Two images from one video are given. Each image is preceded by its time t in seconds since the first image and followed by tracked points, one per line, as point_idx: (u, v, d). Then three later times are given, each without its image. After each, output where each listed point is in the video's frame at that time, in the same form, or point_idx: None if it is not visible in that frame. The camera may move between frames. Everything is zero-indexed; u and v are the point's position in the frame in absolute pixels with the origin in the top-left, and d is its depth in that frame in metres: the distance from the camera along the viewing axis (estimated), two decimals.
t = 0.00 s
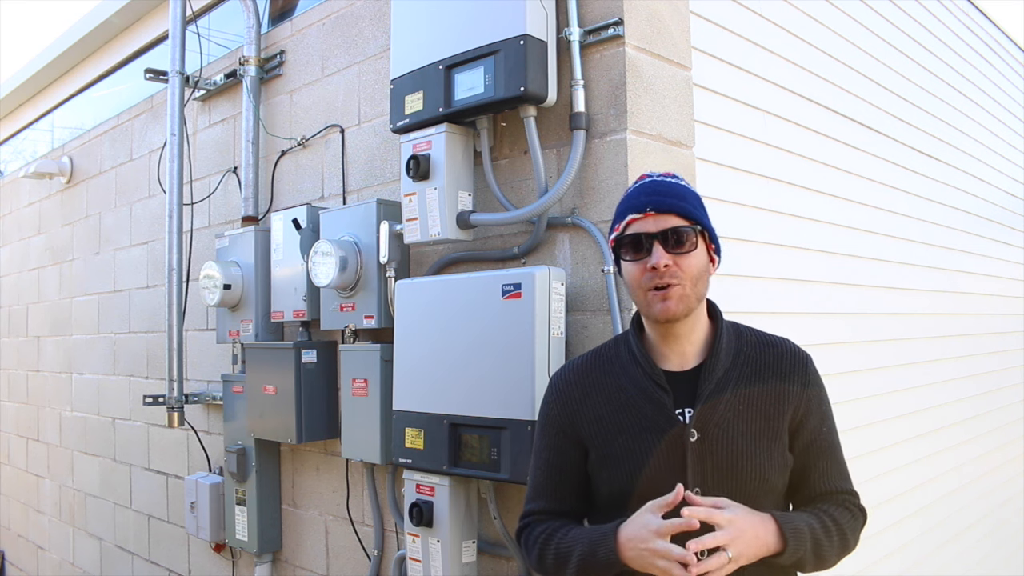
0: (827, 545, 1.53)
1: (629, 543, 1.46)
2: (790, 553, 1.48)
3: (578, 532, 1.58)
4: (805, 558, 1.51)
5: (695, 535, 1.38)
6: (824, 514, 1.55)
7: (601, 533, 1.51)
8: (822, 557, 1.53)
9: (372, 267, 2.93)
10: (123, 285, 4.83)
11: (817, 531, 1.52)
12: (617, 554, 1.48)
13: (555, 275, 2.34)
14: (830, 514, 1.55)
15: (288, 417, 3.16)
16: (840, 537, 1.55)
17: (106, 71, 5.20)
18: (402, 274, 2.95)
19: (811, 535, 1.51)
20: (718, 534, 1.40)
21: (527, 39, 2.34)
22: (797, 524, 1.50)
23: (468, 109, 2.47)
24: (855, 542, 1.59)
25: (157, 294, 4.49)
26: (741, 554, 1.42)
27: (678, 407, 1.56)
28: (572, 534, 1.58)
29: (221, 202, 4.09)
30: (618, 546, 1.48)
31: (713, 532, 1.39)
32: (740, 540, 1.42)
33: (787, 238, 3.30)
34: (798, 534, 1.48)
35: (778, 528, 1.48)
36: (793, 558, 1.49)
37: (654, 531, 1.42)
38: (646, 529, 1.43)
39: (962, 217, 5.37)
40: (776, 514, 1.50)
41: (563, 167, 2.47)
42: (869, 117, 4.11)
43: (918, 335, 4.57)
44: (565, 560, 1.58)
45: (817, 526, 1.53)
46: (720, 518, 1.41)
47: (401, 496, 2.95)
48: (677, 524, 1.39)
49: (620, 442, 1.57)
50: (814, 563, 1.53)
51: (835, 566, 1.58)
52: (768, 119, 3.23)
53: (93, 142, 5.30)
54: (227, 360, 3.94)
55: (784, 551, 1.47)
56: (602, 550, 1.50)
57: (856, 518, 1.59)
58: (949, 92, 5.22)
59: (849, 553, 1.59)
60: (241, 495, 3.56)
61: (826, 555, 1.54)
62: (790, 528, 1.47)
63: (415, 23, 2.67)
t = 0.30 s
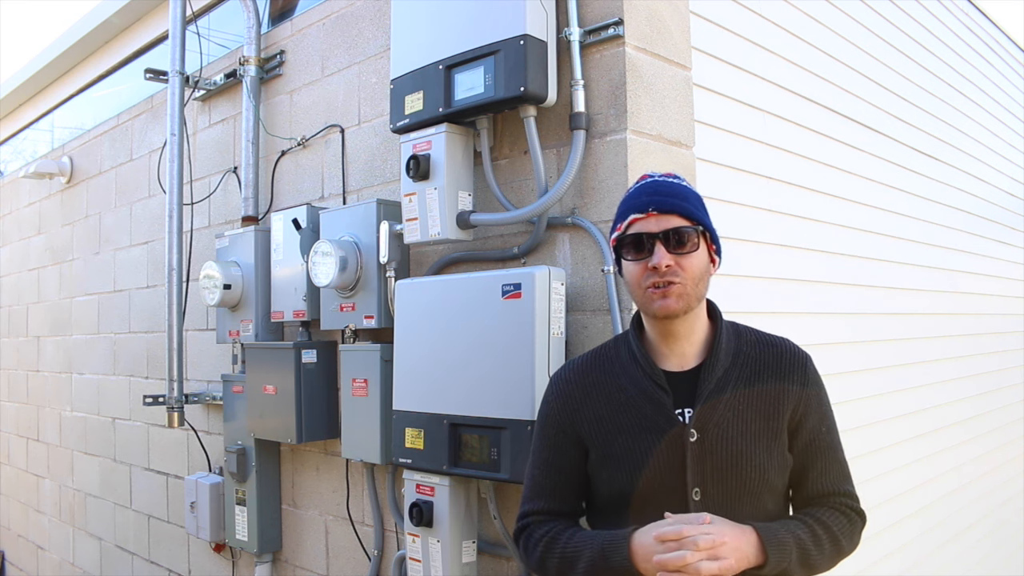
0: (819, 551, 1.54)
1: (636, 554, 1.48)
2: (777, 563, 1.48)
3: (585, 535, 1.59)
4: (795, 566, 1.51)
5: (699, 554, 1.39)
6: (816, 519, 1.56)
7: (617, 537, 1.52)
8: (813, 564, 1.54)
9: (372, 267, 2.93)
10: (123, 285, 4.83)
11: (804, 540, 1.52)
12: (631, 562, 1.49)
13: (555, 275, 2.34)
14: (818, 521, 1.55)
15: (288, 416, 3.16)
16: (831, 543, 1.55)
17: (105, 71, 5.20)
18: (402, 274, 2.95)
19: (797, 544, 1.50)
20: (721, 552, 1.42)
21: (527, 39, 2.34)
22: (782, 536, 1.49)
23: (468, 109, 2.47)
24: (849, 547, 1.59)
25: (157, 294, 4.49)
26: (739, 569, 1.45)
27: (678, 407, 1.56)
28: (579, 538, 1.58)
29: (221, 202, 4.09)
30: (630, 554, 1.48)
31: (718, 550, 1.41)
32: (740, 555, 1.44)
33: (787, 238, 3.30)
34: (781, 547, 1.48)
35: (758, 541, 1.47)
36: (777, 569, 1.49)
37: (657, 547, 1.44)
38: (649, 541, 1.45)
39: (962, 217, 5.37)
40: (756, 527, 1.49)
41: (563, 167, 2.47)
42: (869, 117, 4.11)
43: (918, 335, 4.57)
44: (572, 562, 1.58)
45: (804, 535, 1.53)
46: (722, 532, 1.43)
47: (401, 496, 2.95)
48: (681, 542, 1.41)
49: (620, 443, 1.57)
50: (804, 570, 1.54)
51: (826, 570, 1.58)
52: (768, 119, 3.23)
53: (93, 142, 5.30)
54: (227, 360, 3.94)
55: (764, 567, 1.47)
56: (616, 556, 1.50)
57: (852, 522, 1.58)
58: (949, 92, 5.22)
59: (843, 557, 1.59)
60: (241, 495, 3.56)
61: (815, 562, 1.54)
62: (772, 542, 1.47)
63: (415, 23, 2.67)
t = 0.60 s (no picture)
0: (817, 552, 1.54)
1: (636, 555, 1.48)
2: (775, 563, 1.48)
3: (586, 536, 1.58)
4: (794, 567, 1.51)
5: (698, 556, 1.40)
6: (816, 519, 1.56)
7: (618, 538, 1.52)
8: (812, 564, 1.54)
9: (372, 267, 2.93)
10: (123, 285, 4.83)
11: (803, 541, 1.52)
12: (632, 562, 1.49)
13: (555, 275, 2.34)
14: (815, 522, 1.55)
15: (288, 417, 3.16)
16: (829, 543, 1.55)
17: (105, 71, 5.20)
18: (402, 274, 2.95)
19: (795, 544, 1.50)
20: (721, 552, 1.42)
21: (527, 39, 2.34)
22: (781, 536, 1.49)
23: (468, 109, 2.47)
24: (849, 546, 1.59)
25: (157, 294, 4.49)
26: (739, 569, 1.45)
27: (678, 407, 1.56)
28: (581, 538, 1.58)
29: (221, 202, 4.09)
30: (631, 556, 1.49)
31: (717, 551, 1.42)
32: (739, 555, 1.44)
33: (787, 238, 3.30)
34: (780, 548, 1.48)
35: (757, 542, 1.47)
36: (776, 569, 1.49)
37: (658, 549, 1.43)
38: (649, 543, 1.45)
39: (962, 217, 5.37)
40: (757, 529, 1.49)
41: (563, 167, 2.47)
42: (869, 117, 4.11)
43: (918, 335, 4.57)
44: (573, 563, 1.58)
45: (803, 536, 1.52)
46: (722, 533, 1.43)
47: (401, 496, 2.95)
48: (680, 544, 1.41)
49: (620, 443, 1.57)
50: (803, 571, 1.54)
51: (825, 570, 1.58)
52: (768, 119, 3.23)
53: (93, 142, 5.30)
54: (227, 360, 3.94)
55: (763, 566, 1.48)
56: (617, 557, 1.50)
57: (851, 522, 1.58)
58: (949, 92, 5.22)
59: (842, 557, 1.59)
60: (241, 495, 3.56)
61: (814, 562, 1.54)
62: (771, 543, 1.47)
63: (415, 23, 2.67)
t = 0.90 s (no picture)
0: (816, 552, 1.54)
1: (636, 554, 1.48)
2: (776, 564, 1.48)
3: (587, 536, 1.58)
4: (794, 568, 1.51)
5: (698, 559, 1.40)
6: (816, 520, 1.56)
7: (618, 538, 1.52)
8: (811, 564, 1.53)
9: (372, 267, 2.93)
10: (123, 285, 4.83)
11: (803, 542, 1.52)
12: (632, 563, 1.49)
13: (555, 275, 2.34)
14: (814, 523, 1.55)
15: (288, 417, 3.16)
16: (828, 544, 1.55)
17: (105, 71, 5.21)
18: (402, 274, 2.95)
19: (795, 546, 1.50)
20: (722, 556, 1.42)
21: (527, 39, 2.34)
22: (781, 536, 1.49)
23: (468, 109, 2.47)
24: (848, 547, 1.59)
25: (157, 294, 4.49)
26: (739, 571, 1.45)
27: (678, 407, 1.56)
28: (582, 538, 1.58)
29: (221, 202, 4.09)
30: (632, 557, 1.49)
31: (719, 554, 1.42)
32: (739, 557, 1.44)
33: (787, 238, 3.30)
34: (780, 549, 1.48)
35: (757, 543, 1.47)
36: (776, 571, 1.49)
37: (659, 551, 1.44)
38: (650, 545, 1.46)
39: (962, 217, 5.37)
40: (758, 530, 1.49)
41: (564, 167, 2.47)
42: (869, 117, 4.11)
43: (918, 335, 4.57)
44: (573, 563, 1.58)
45: (803, 537, 1.52)
46: (722, 536, 1.43)
47: (402, 496, 2.95)
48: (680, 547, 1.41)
49: (620, 442, 1.57)
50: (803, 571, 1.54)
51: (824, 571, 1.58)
52: (767, 119, 3.23)
53: (93, 142, 5.30)
54: (227, 360, 3.94)
55: (764, 567, 1.47)
56: (617, 557, 1.50)
57: (851, 522, 1.59)
58: (949, 92, 5.22)
59: (841, 558, 1.59)
60: (241, 495, 3.56)
61: (814, 563, 1.54)
62: (771, 545, 1.47)
63: (415, 23, 2.67)
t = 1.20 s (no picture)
0: (816, 553, 1.54)
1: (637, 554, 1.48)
2: (776, 565, 1.48)
3: (587, 536, 1.58)
4: (795, 568, 1.51)
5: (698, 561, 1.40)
6: (816, 521, 1.56)
7: (618, 538, 1.52)
8: (811, 564, 1.53)
9: (372, 267, 2.93)
10: (123, 285, 4.83)
11: (803, 542, 1.52)
12: (632, 563, 1.49)
13: (555, 275, 2.34)
14: (813, 524, 1.55)
15: (288, 417, 3.16)
16: (828, 544, 1.55)
17: (105, 71, 5.21)
18: (402, 274, 2.95)
19: (795, 546, 1.50)
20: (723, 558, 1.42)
21: (527, 39, 2.34)
22: (781, 537, 1.49)
23: (468, 109, 2.47)
24: (848, 547, 1.59)
25: (157, 294, 4.49)
26: (739, 571, 1.44)
27: (678, 407, 1.56)
28: (582, 538, 1.58)
29: (221, 202, 4.09)
30: (633, 558, 1.49)
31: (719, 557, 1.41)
32: (739, 558, 1.44)
33: (787, 238, 3.30)
34: (779, 549, 1.48)
35: (757, 544, 1.47)
36: (776, 571, 1.49)
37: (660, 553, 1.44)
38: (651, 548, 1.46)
39: (962, 217, 5.37)
40: (758, 531, 1.49)
41: (564, 167, 2.47)
42: (869, 117, 4.11)
43: (918, 335, 4.57)
44: (573, 563, 1.58)
45: (803, 537, 1.52)
46: (722, 538, 1.43)
47: (401, 496, 2.95)
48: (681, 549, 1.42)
49: (620, 442, 1.57)
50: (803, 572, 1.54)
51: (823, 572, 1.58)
52: (767, 119, 3.23)
53: (93, 142, 5.30)
54: (227, 360, 3.94)
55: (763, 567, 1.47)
56: (617, 557, 1.50)
57: (851, 522, 1.59)
58: (949, 92, 5.22)
59: (841, 558, 1.59)
60: (241, 495, 3.56)
61: (813, 563, 1.54)
62: (771, 545, 1.47)
63: (415, 23, 2.67)
